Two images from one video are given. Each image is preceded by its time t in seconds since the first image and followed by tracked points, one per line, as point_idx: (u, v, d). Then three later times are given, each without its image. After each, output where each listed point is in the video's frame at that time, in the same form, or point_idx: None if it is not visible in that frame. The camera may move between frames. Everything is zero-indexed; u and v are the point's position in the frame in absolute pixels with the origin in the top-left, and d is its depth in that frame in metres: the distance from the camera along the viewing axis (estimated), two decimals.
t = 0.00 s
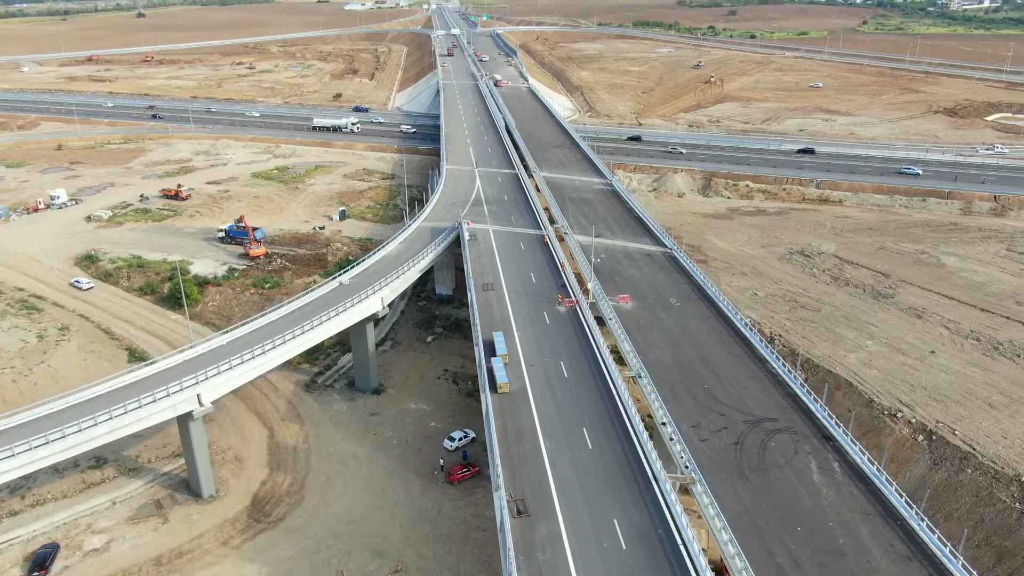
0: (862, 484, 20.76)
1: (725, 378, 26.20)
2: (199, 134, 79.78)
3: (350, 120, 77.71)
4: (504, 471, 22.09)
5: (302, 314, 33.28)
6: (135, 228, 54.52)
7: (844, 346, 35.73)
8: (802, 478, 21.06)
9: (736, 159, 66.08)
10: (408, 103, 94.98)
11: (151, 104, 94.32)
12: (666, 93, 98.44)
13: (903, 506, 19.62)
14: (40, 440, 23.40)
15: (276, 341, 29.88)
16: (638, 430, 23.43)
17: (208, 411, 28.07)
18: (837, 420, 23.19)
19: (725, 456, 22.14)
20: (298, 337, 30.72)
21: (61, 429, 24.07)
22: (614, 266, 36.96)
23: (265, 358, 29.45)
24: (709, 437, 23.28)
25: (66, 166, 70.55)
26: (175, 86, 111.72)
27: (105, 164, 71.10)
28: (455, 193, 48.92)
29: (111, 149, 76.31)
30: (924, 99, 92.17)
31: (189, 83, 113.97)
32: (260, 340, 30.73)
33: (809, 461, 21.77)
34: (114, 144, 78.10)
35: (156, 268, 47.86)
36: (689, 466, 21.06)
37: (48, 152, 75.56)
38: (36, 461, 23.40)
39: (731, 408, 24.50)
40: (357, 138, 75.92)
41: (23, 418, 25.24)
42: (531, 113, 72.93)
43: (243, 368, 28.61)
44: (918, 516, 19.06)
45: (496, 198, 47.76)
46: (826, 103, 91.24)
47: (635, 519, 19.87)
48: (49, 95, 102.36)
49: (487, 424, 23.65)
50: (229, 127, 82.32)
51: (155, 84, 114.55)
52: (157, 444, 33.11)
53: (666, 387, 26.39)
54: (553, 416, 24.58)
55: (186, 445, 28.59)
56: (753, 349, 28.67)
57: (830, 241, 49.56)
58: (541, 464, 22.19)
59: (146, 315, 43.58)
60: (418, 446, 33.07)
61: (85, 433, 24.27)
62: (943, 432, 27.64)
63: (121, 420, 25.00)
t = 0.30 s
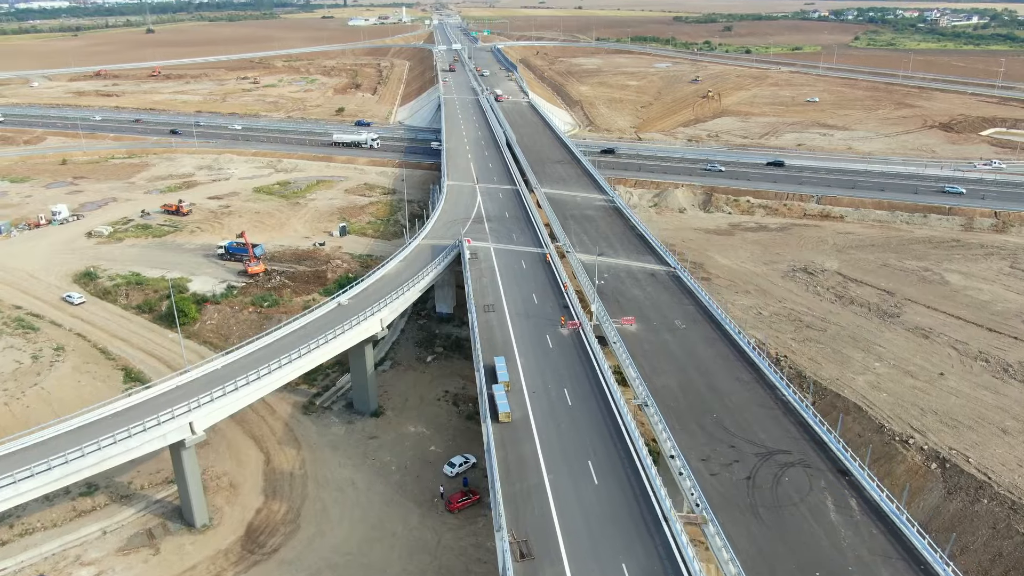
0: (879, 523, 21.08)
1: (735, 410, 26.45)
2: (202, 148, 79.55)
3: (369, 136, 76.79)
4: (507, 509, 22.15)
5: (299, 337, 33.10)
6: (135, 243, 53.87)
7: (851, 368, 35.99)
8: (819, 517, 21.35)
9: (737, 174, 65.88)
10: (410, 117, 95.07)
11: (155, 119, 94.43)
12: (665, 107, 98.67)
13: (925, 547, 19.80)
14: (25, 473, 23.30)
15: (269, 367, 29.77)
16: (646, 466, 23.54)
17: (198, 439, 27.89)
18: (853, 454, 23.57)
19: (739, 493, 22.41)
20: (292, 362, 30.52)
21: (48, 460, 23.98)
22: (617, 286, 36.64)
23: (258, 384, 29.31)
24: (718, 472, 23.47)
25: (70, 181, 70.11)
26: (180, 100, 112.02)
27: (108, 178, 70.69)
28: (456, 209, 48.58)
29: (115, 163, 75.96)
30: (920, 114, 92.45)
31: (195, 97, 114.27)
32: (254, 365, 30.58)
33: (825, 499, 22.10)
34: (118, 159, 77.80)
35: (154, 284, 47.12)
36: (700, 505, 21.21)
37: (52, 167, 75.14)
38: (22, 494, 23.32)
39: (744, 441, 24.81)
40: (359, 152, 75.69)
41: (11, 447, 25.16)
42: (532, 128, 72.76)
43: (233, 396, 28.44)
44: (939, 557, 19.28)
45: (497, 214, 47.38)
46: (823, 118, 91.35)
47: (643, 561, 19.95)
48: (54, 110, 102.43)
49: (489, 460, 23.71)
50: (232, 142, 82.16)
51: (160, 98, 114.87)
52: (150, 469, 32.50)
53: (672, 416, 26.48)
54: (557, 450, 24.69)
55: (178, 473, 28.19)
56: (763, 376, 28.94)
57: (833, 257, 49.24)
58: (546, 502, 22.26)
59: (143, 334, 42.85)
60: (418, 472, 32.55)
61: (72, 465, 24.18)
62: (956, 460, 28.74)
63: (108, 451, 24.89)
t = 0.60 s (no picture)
0: (912, 572, 19.62)
1: (752, 444, 25.05)
2: (198, 160, 78.29)
3: (386, 148, 75.40)
4: (510, 554, 20.66)
5: (291, 361, 31.73)
6: (126, 258, 52.39)
7: (868, 393, 34.48)
8: (846, 564, 19.91)
9: (743, 186, 64.48)
10: (409, 127, 93.88)
11: (151, 129, 93.23)
12: (667, 117, 97.53)
13: None
14: None
15: (258, 395, 28.44)
16: (659, 506, 22.07)
17: (183, 472, 26.34)
18: (880, 494, 22.16)
19: (759, 538, 20.97)
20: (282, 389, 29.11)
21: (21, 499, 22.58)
22: (623, 306, 35.27)
23: (247, 414, 27.96)
24: (735, 514, 21.98)
25: (62, 193, 68.73)
26: (178, 110, 110.96)
27: (101, 190, 69.34)
28: (456, 224, 47.14)
29: (108, 175, 74.62)
30: (926, 124, 91.28)
31: (192, 106, 113.21)
32: (242, 393, 29.22)
33: (852, 543, 20.65)
34: (112, 170, 76.48)
35: (144, 302, 45.67)
36: (718, 551, 19.76)
37: (45, 178, 73.79)
38: None
39: (762, 479, 23.40)
40: (357, 164, 74.44)
41: None
42: (534, 139, 71.42)
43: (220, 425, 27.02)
44: None
45: (498, 230, 46.02)
46: (828, 128, 90.17)
47: None
48: (50, 121, 101.30)
49: (490, 499, 22.23)
50: (229, 153, 80.91)
51: (158, 107, 113.80)
52: (135, 500, 30.96)
53: (685, 451, 25.00)
54: (563, 488, 23.21)
55: (162, 508, 26.56)
56: (780, 407, 27.56)
57: (844, 274, 47.83)
58: (551, 546, 20.77)
59: (131, 354, 41.37)
60: (415, 503, 31.00)
61: (46, 503, 22.76)
62: (982, 494, 27.23)
63: (85, 488, 23.46)
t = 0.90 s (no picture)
0: None
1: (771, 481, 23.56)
2: (194, 170, 77.02)
3: (404, 160, 73.21)
4: None
5: (283, 386, 30.25)
6: (117, 273, 50.93)
7: (886, 419, 32.95)
8: None
9: (748, 199, 63.17)
10: (409, 137, 92.72)
11: (147, 140, 92.04)
12: (670, 127, 96.42)
13: None
14: None
15: (247, 425, 26.96)
16: (673, 551, 20.54)
17: (166, 508, 24.82)
18: (910, 539, 20.66)
19: None
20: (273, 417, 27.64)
21: None
22: (630, 328, 33.82)
23: (235, 445, 26.49)
24: (755, 560, 20.51)
25: (54, 205, 67.33)
26: (175, 119, 109.90)
27: (93, 202, 67.96)
28: (456, 239, 45.78)
29: (102, 186, 73.26)
30: (932, 134, 90.09)
31: (190, 116, 112.15)
32: (231, 422, 27.74)
33: None
34: (106, 181, 75.15)
35: (134, 320, 44.19)
36: None
37: (37, 189, 72.44)
38: None
39: (783, 521, 21.91)
40: (356, 175, 73.20)
41: None
42: (535, 150, 70.19)
43: (205, 458, 25.49)
44: None
45: (499, 245, 44.61)
46: (833, 138, 88.98)
47: None
48: (45, 130, 100.17)
49: (492, 542, 20.68)
50: (226, 163, 79.66)
51: (155, 116, 112.71)
52: (117, 534, 29.41)
53: (698, 489, 23.52)
54: (571, 530, 21.67)
55: (143, 545, 25.06)
56: (798, 439, 26.06)
57: (856, 290, 46.40)
58: None
59: (118, 375, 39.88)
60: (412, 536, 29.41)
61: (16, 546, 21.18)
62: (1012, 530, 25.71)
63: (60, 528, 21.89)
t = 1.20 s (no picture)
0: None
1: (792, 521, 22.02)
2: (189, 181, 75.70)
3: (425, 172, 71.93)
4: None
5: (273, 414, 28.78)
6: (106, 289, 49.47)
7: (906, 446, 31.39)
8: None
9: (754, 211, 61.85)
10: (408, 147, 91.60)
11: (143, 149, 90.86)
12: (672, 137, 95.33)
13: None
14: None
15: (234, 457, 25.47)
16: None
17: (145, 548, 23.29)
18: None
19: None
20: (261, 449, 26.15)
21: None
22: (638, 351, 32.33)
23: (220, 479, 24.98)
24: None
25: (45, 217, 65.93)
26: (172, 128, 108.83)
27: (86, 214, 66.56)
28: (455, 255, 44.37)
29: (95, 197, 71.91)
30: (939, 144, 88.88)
31: (187, 125, 111.15)
32: (217, 454, 26.25)
33: None
34: (100, 192, 73.83)
35: (122, 338, 42.68)
36: None
37: (29, 201, 71.08)
38: None
39: (806, 566, 20.39)
40: (354, 187, 71.94)
41: None
42: (537, 161, 68.92)
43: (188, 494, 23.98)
44: None
45: (500, 261, 43.18)
46: (838, 148, 87.77)
47: None
48: (40, 140, 98.94)
49: None
50: (221, 174, 78.36)
51: (152, 126, 111.71)
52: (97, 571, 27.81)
53: (713, 530, 22.00)
54: None
55: None
56: (818, 473, 24.50)
57: (869, 308, 44.92)
58: None
59: (104, 398, 38.34)
60: (409, 573, 27.79)
61: None
62: None
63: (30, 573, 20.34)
